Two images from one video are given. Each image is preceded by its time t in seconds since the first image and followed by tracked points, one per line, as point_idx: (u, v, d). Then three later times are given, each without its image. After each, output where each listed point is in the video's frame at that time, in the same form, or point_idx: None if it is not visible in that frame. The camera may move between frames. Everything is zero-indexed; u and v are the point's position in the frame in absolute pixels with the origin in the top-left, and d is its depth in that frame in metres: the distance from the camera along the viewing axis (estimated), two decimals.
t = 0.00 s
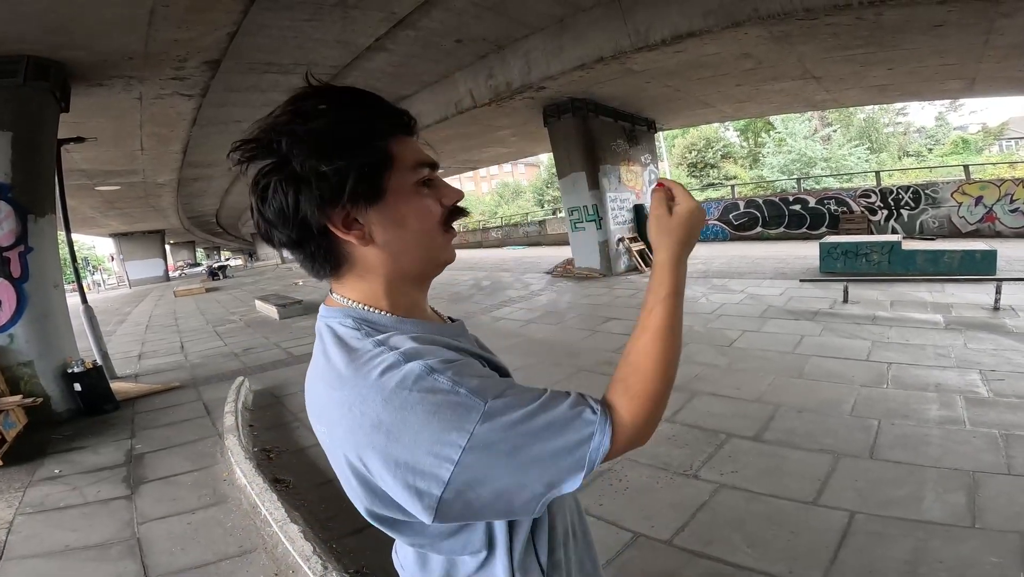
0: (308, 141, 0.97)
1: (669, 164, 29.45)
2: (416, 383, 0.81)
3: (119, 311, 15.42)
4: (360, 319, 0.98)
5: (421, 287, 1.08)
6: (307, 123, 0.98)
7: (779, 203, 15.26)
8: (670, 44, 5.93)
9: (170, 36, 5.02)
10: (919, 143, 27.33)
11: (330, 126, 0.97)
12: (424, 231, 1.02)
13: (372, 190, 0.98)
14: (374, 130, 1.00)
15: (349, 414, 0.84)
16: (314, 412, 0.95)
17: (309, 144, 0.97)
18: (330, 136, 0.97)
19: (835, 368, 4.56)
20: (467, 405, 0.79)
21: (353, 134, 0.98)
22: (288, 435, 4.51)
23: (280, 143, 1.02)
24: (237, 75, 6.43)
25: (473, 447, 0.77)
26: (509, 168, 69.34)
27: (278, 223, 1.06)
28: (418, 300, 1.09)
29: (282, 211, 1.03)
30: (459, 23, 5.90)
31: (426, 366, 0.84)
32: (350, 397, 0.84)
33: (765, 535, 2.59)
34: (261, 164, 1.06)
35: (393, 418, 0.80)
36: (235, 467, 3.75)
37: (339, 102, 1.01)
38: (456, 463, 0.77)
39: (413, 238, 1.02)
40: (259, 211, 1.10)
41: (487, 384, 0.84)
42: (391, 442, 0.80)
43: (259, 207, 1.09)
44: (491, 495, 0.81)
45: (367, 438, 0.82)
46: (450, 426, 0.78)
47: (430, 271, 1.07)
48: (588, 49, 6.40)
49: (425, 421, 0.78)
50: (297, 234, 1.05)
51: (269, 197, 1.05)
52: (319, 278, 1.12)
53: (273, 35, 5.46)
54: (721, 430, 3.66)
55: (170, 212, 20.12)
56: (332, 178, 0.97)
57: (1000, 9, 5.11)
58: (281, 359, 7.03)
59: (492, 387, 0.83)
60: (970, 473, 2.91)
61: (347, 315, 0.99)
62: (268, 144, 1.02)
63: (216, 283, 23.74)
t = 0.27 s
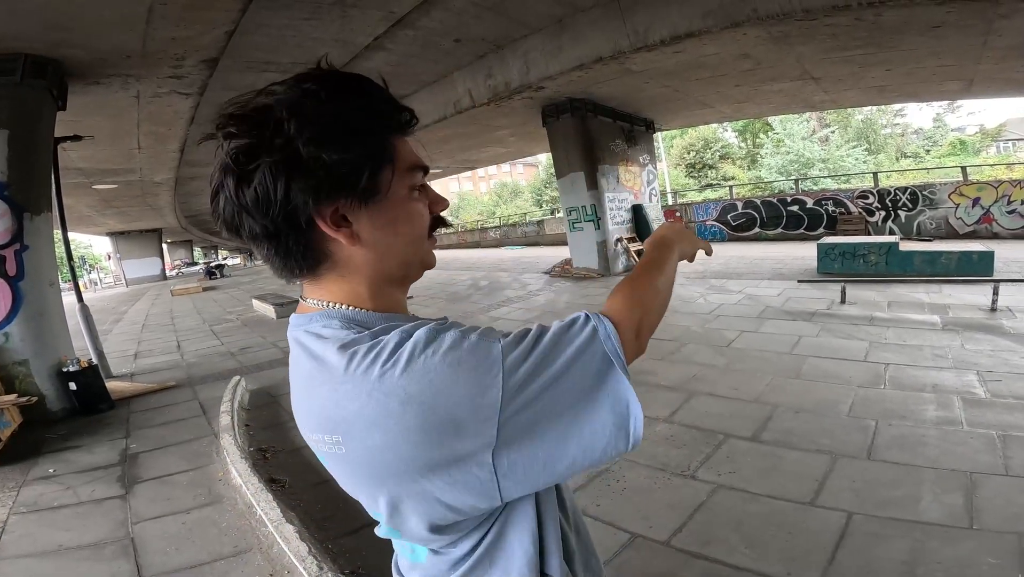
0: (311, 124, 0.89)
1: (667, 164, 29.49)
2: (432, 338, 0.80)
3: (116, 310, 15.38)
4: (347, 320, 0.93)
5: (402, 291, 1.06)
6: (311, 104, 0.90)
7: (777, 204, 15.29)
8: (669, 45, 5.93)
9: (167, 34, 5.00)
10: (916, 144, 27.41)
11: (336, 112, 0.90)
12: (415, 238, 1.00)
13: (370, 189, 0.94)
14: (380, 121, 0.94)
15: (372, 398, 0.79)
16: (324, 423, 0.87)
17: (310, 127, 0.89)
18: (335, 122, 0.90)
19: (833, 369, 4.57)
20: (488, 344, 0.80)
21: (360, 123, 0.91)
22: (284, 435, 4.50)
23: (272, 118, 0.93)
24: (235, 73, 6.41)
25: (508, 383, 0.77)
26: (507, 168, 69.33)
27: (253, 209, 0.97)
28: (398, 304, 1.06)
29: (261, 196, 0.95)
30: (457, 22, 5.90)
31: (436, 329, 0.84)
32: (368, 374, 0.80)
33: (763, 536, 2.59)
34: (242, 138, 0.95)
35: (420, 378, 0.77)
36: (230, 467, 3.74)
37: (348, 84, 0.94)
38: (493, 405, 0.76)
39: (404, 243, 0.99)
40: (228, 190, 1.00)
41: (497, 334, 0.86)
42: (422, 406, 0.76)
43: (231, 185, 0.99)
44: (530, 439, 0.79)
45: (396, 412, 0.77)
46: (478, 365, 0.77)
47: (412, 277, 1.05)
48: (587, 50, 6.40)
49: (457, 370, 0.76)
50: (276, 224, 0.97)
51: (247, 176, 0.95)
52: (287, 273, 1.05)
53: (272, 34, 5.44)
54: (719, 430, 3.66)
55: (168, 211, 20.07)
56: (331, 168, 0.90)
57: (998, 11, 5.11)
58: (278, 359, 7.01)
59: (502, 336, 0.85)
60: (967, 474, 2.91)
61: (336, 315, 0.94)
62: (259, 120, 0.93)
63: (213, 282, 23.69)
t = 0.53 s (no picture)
0: (352, 112, 0.88)
1: (669, 165, 29.46)
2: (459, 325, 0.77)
3: (118, 309, 15.42)
4: (360, 325, 0.87)
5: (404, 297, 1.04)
6: (352, 91, 0.89)
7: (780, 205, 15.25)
8: (672, 45, 5.91)
9: (171, 33, 5.01)
10: (920, 145, 27.33)
11: (374, 102, 0.90)
12: (426, 242, 1.01)
13: (396, 185, 0.94)
14: (410, 119, 0.96)
15: (417, 400, 0.73)
16: (357, 444, 0.77)
17: (352, 112, 0.88)
18: (374, 112, 0.89)
19: (836, 370, 4.55)
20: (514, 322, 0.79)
21: (394, 118, 0.92)
22: (285, 434, 4.50)
23: (307, 97, 0.89)
24: (237, 73, 6.41)
25: (546, 355, 0.76)
26: (510, 168, 69.32)
27: (268, 196, 0.90)
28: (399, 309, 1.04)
29: (282, 183, 0.88)
30: (460, 22, 5.90)
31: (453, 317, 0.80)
32: (403, 374, 0.74)
33: (765, 538, 2.58)
34: (267, 117, 0.89)
35: (465, 368, 0.72)
36: (230, 466, 3.75)
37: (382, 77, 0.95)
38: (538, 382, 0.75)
39: (419, 246, 0.99)
40: (238, 172, 0.91)
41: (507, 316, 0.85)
42: (472, 396, 0.72)
43: (242, 167, 0.90)
44: (565, 410, 0.80)
45: (447, 410, 0.72)
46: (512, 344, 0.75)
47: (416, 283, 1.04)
48: (590, 50, 6.39)
49: (502, 354, 0.73)
50: (291, 214, 0.90)
51: (265, 159, 0.88)
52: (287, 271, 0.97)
53: (275, 33, 5.45)
54: (721, 432, 3.64)
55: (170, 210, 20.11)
56: (365, 158, 0.89)
57: (1004, 12, 5.09)
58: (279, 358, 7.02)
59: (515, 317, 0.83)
60: (971, 477, 2.90)
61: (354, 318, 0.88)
62: (291, 100, 0.89)
63: (215, 281, 23.73)
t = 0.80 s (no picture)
0: (359, 99, 0.86)
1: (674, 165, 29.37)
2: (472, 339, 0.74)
3: (122, 303, 15.45)
4: (356, 336, 0.84)
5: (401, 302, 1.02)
6: (360, 77, 0.88)
7: (784, 206, 15.20)
8: (679, 44, 5.89)
9: (176, 28, 5.00)
10: (926, 148, 27.19)
11: (383, 92, 0.88)
12: (426, 243, 1.00)
13: (398, 183, 0.93)
14: (420, 113, 0.95)
15: (435, 418, 0.69)
16: (365, 465, 0.73)
17: (362, 99, 0.86)
18: (382, 103, 0.88)
19: (839, 373, 4.53)
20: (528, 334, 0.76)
21: (403, 111, 0.91)
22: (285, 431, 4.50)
23: (313, 82, 0.87)
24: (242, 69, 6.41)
25: (561, 364, 0.75)
26: (514, 166, 69.26)
27: (259, 189, 0.87)
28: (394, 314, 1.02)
29: (278, 174, 0.85)
30: (465, 19, 5.89)
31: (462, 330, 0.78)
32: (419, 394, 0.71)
33: (766, 542, 2.56)
34: (262, 102, 0.86)
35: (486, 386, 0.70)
36: (228, 464, 3.75)
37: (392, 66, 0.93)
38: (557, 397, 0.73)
39: (418, 249, 0.98)
40: (227, 159, 0.88)
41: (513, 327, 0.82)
42: (492, 414, 0.69)
43: (233, 154, 0.87)
44: (576, 422, 0.79)
45: (467, 430, 0.69)
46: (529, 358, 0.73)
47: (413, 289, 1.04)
48: (595, 48, 6.36)
49: (521, 366, 0.71)
50: (284, 210, 0.88)
51: (260, 146, 0.85)
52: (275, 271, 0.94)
53: (280, 29, 5.45)
54: (724, 434, 3.63)
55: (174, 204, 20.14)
56: (370, 150, 0.87)
57: (1015, 14, 5.05)
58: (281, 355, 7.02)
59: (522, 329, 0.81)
60: (974, 481, 2.88)
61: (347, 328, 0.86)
62: (292, 85, 0.86)
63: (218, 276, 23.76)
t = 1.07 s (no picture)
0: (349, 77, 0.85)
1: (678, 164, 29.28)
2: (471, 411, 0.71)
3: (125, 299, 15.49)
4: (336, 347, 0.84)
5: (397, 295, 1.01)
6: (347, 52, 0.87)
7: (790, 206, 15.13)
8: (685, 43, 5.85)
9: (181, 23, 4.99)
10: (933, 150, 27.02)
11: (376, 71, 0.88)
12: (423, 237, 0.98)
13: (396, 166, 0.92)
14: (417, 97, 0.94)
15: (398, 470, 0.71)
16: (322, 485, 0.76)
17: (354, 74, 0.85)
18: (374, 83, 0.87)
19: (844, 375, 4.50)
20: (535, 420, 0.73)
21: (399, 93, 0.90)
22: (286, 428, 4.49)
23: (301, 57, 0.86)
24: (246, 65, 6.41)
25: (560, 474, 0.71)
26: (518, 165, 69.21)
27: (241, 170, 0.85)
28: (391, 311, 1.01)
29: (262, 155, 0.83)
30: (469, 17, 5.87)
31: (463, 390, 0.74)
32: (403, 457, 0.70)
33: (768, 546, 2.54)
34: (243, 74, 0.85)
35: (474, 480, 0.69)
36: (226, 462, 3.75)
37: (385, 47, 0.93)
38: (544, 505, 0.70)
39: (418, 239, 0.97)
40: (205, 141, 0.86)
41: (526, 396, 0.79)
42: (469, 505, 0.69)
43: (213, 134, 0.85)
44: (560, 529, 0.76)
45: (436, 494, 0.70)
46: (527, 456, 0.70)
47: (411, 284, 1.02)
48: (600, 47, 6.33)
49: (507, 464, 0.69)
50: (270, 194, 0.86)
51: (241, 125, 0.83)
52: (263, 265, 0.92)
53: (284, 25, 5.45)
54: (727, 436, 3.60)
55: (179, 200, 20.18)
56: (361, 129, 0.85)
57: None
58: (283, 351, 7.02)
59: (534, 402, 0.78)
60: (980, 485, 2.85)
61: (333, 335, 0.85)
62: (276, 60, 0.85)
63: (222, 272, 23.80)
